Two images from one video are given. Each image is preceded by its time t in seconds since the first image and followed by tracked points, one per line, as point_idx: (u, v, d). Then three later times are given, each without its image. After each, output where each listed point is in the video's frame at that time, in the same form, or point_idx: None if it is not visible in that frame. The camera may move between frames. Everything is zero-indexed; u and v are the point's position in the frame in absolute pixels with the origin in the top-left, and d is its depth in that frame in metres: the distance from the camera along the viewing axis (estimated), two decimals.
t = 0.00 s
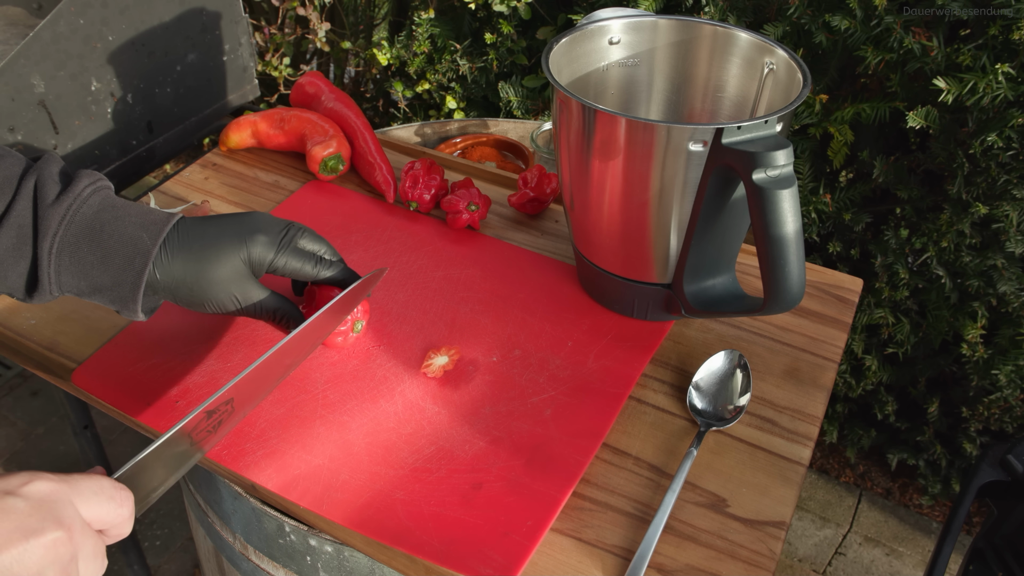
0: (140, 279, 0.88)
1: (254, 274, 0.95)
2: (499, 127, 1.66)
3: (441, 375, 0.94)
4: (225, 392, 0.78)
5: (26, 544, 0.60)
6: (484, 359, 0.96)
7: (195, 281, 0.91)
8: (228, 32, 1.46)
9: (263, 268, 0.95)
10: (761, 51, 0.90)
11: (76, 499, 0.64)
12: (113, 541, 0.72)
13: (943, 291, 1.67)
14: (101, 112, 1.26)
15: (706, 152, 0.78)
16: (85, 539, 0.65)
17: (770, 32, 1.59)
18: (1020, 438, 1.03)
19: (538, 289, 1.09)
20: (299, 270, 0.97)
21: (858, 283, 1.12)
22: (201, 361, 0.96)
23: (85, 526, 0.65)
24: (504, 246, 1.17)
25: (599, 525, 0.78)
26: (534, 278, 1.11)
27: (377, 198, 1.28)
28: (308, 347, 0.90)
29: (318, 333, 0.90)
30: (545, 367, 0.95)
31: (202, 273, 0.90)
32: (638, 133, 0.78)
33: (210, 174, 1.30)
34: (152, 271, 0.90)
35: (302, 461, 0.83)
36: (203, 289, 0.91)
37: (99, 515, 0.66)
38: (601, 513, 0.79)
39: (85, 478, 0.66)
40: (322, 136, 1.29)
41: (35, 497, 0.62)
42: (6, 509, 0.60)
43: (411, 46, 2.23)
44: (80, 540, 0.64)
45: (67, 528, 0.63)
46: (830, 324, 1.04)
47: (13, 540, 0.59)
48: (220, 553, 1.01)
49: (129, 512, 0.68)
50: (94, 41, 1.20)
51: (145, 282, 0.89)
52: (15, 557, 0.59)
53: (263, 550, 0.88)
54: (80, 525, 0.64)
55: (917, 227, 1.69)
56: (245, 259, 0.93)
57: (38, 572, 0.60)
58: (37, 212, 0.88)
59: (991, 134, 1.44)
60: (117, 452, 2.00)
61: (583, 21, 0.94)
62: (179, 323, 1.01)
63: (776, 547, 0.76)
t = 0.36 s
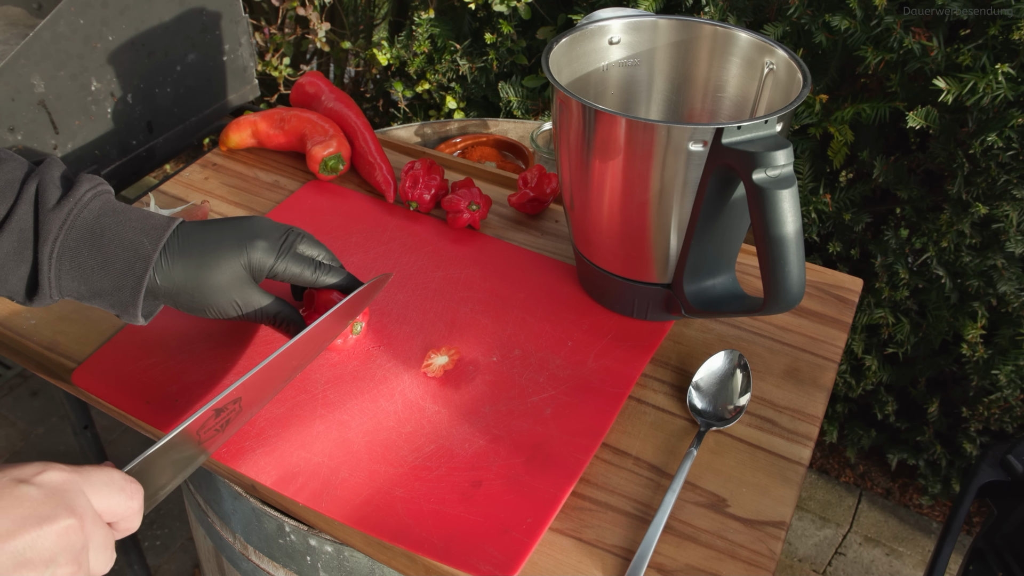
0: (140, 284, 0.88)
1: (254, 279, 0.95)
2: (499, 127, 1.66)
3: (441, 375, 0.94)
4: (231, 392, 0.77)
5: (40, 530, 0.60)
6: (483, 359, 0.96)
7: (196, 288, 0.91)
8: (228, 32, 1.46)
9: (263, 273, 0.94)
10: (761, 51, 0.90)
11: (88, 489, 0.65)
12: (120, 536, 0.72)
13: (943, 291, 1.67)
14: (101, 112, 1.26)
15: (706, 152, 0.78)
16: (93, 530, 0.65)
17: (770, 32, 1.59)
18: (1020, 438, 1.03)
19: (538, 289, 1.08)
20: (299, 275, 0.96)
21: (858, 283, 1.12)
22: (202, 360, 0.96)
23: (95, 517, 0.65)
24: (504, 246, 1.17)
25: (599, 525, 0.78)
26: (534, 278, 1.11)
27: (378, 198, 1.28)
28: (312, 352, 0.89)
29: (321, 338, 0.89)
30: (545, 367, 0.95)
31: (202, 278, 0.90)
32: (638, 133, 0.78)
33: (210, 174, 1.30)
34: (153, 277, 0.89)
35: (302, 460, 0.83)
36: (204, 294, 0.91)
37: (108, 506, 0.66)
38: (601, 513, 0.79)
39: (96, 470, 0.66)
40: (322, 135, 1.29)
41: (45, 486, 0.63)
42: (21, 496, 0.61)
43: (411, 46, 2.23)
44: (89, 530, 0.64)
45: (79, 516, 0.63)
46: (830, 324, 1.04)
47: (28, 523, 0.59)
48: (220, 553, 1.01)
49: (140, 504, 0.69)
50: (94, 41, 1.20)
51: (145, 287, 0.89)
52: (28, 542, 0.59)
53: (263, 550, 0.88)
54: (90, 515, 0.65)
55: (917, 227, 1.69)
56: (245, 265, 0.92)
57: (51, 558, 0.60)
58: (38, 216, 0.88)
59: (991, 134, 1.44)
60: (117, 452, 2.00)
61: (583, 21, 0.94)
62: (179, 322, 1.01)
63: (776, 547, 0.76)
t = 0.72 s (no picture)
0: (141, 282, 0.88)
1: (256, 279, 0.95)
2: (499, 127, 1.66)
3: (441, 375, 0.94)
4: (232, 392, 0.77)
5: (43, 530, 0.60)
6: (483, 359, 0.96)
7: (198, 286, 0.91)
8: (228, 32, 1.46)
9: (265, 273, 0.94)
10: (761, 51, 0.90)
11: (90, 488, 0.64)
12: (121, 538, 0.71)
13: (942, 291, 1.67)
14: (101, 112, 1.26)
15: (706, 152, 0.78)
16: (96, 530, 0.65)
17: (770, 32, 1.59)
18: (1020, 438, 1.03)
19: (538, 289, 1.08)
20: (301, 277, 0.96)
21: (858, 283, 1.12)
22: (202, 358, 0.96)
23: (98, 516, 0.65)
24: (504, 246, 1.17)
25: (599, 525, 0.78)
26: (534, 278, 1.11)
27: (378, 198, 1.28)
28: (311, 352, 0.89)
29: (318, 338, 0.89)
30: (545, 367, 0.95)
31: (204, 277, 0.90)
32: (638, 133, 0.78)
33: (210, 174, 1.30)
34: (155, 275, 0.89)
35: (302, 459, 0.83)
36: (206, 293, 0.91)
37: (110, 508, 0.66)
38: (601, 513, 0.79)
39: (97, 469, 0.66)
40: (322, 132, 1.29)
41: (48, 486, 0.62)
42: (23, 495, 0.60)
43: (411, 46, 2.23)
44: (92, 530, 0.64)
45: (82, 515, 0.63)
46: (830, 324, 1.04)
47: (31, 523, 0.59)
48: (220, 553, 1.01)
49: (141, 503, 0.68)
50: (94, 41, 1.20)
51: (147, 285, 0.89)
52: (31, 542, 0.59)
53: (263, 550, 0.88)
54: (93, 515, 0.64)
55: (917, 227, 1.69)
56: (248, 265, 0.92)
57: (54, 557, 0.60)
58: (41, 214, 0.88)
59: (991, 134, 1.44)
60: (117, 452, 2.00)
61: (583, 21, 0.94)
62: (179, 321, 1.01)
63: (776, 547, 0.76)
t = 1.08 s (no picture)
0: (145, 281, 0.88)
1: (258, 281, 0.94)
2: (499, 127, 1.66)
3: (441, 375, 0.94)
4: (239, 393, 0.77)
5: (193, 413, 0.68)
6: (483, 359, 0.96)
7: (200, 286, 0.90)
8: (228, 32, 1.46)
9: (268, 274, 0.94)
10: (761, 51, 0.90)
11: (223, 384, 0.72)
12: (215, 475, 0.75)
13: (943, 291, 1.68)
14: (101, 112, 1.26)
15: (706, 152, 0.78)
16: (232, 423, 0.72)
17: (770, 32, 1.59)
18: (1020, 438, 1.03)
19: (537, 289, 1.08)
20: (304, 279, 0.96)
21: (858, 283, 1.12)
22: (201, 359, 0.95)
23: (232, 412, 0.72)
24: (504, 245, 1.17)
25: (599, 525, 0.78)
26: (533, 278, 1.11)
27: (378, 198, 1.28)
28: (315, 355, 0.89)
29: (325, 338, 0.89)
30: (545, 367, 0.95)
31: (207, 277, 0.90)
32: (638, 133, 0.78)
33: (210, 174, 1.30)
34: (157, 274, 0.89)
35: (302, 459, 0.83)
36: (208, 294, 0.91)
37: (239, 405, 0.74)
38: (601, 513, 0.79)
39: (228, 371, 0.74)
40: (322, 133, 1.29)
41: (191, 381, 0.70)
42: (172, 385, 0.69)
43: (411, 46, 2.23)
44: (229, 422, 0.71)
45: (221, 405, 0.70)
46: (830, 324, 1.04)
47: (179, 407, 0.67)
48: (220, 553, 1.00)
49: (263, 403, 0.76)
50: (94, 41, 1.20)
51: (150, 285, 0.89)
52: (183, 423, 0.67)
53: (263, 550, 0.88)
54: (228, 409, 0.72)
55: (917, 227, 1.69)
56: (251, 266, 0.92)
57: (203, 438, 0.68)
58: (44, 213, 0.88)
59: (991, 134, 1.44)
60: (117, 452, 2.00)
61: (583, 21, 0.94)
62: (178, 321, 1.01)
63: (776, 547, 0.76)
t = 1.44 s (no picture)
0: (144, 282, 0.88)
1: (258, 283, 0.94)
2: (499, 127, 1.66)
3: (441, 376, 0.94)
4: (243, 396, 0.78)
5: (204, 421, 0.69)
6: (483, 359, 0.96)
7: (200, 289, 0.91)
8: (228, 32, 1.46)
9: (268, 278, 0.94)
10: (761, 51, 0.90)
11: (233, 394, 0.74)
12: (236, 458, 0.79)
13: (943, 292, 1.68)
14: (101, 112, 1.26)
15: (706, 152, 0.78)
16: (241, 433, 0.73)
17: (770, 32, 1.59)
18: (1020, 438, 1.03)
19: (537, 289, 1.08)
20: (305, 283, 0.96)
21: (857, 283, 1.12)
22: (202, 361, 0.95)
23: (240, 421, 0.74)
24: (504, 245, 1.17)
25: (599, 525, 0.78)
26: (533, 278, 1.11)
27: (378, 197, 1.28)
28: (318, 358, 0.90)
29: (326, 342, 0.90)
30: (544, 367, 0.95)
31: (207, 280, 0.90)
32: (638, 133, 0.78)
33: (210, 174, 1.30)
34: (157, 276, 0.89)
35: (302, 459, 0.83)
36: (208, 296, 0.91)
37: (248, 416, 0.75)
38: (601, 513, 0.79)
39: (237, 380, 0.76)
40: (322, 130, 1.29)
41: (202, 388, 0.72)
42: (185, 392, 0.70)
43: (411, 46, 2.23)
44: (238, 431, 0.73)
45: (231, 414, 0.72)
46: (830, 324, 1.04)
47: (191, 416, 0.68)
48: (219, 553, 1.00)
49: (270, 412, 0.77)
50: (94, 41, 1.20)
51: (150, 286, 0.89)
52: (195, 431, 0.68)
53: (263, 550, 0.88)
54: (237, 419, 0.73)
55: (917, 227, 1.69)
56: (252, 269, 0.92)
57: (213, 446, 0.69)
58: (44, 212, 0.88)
59: (991, 134, 1.44)
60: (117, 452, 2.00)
61: (583, 21, 0.94)
62: (179, 324, 1.01)
63: (776, 547, 0.76)
